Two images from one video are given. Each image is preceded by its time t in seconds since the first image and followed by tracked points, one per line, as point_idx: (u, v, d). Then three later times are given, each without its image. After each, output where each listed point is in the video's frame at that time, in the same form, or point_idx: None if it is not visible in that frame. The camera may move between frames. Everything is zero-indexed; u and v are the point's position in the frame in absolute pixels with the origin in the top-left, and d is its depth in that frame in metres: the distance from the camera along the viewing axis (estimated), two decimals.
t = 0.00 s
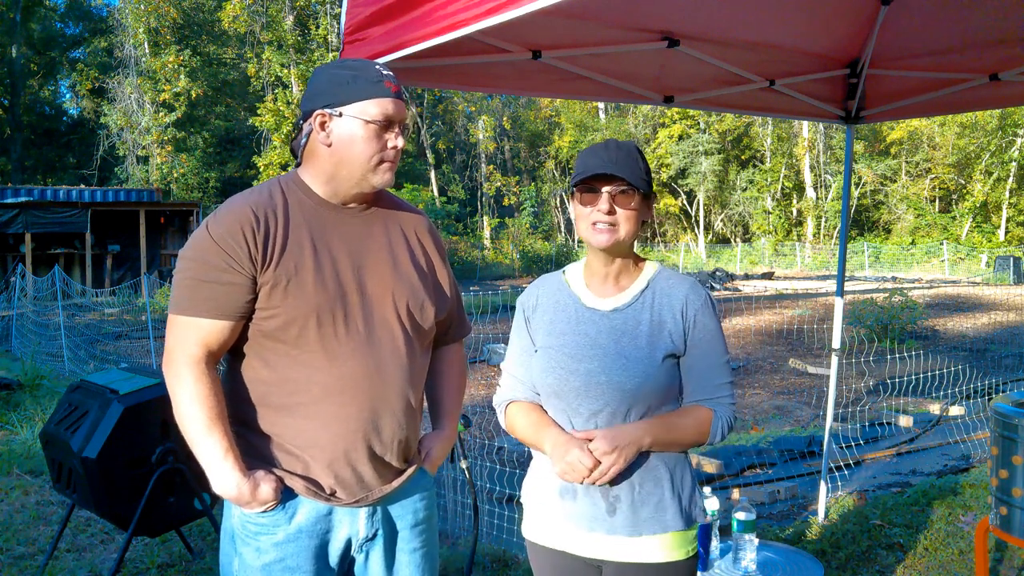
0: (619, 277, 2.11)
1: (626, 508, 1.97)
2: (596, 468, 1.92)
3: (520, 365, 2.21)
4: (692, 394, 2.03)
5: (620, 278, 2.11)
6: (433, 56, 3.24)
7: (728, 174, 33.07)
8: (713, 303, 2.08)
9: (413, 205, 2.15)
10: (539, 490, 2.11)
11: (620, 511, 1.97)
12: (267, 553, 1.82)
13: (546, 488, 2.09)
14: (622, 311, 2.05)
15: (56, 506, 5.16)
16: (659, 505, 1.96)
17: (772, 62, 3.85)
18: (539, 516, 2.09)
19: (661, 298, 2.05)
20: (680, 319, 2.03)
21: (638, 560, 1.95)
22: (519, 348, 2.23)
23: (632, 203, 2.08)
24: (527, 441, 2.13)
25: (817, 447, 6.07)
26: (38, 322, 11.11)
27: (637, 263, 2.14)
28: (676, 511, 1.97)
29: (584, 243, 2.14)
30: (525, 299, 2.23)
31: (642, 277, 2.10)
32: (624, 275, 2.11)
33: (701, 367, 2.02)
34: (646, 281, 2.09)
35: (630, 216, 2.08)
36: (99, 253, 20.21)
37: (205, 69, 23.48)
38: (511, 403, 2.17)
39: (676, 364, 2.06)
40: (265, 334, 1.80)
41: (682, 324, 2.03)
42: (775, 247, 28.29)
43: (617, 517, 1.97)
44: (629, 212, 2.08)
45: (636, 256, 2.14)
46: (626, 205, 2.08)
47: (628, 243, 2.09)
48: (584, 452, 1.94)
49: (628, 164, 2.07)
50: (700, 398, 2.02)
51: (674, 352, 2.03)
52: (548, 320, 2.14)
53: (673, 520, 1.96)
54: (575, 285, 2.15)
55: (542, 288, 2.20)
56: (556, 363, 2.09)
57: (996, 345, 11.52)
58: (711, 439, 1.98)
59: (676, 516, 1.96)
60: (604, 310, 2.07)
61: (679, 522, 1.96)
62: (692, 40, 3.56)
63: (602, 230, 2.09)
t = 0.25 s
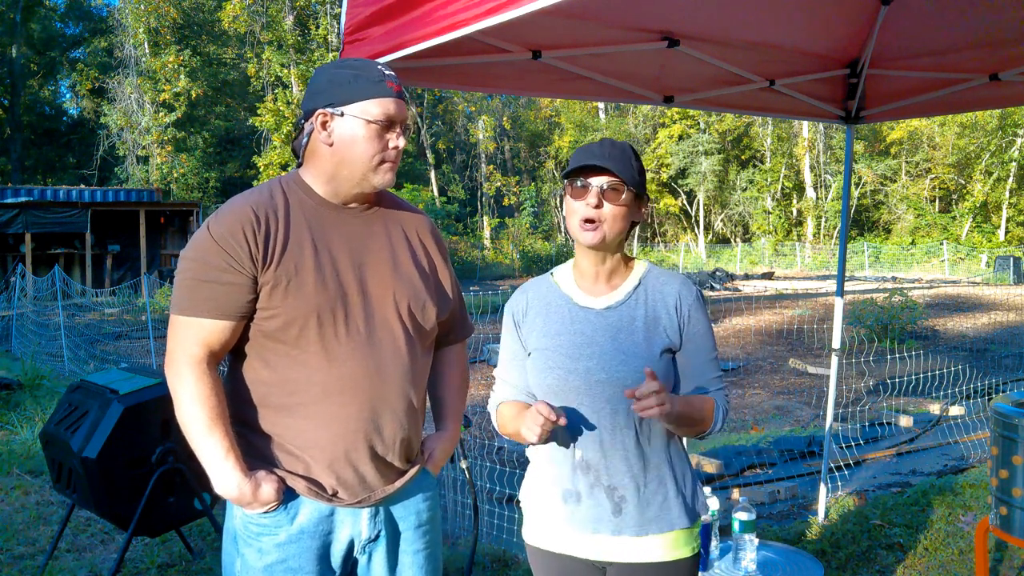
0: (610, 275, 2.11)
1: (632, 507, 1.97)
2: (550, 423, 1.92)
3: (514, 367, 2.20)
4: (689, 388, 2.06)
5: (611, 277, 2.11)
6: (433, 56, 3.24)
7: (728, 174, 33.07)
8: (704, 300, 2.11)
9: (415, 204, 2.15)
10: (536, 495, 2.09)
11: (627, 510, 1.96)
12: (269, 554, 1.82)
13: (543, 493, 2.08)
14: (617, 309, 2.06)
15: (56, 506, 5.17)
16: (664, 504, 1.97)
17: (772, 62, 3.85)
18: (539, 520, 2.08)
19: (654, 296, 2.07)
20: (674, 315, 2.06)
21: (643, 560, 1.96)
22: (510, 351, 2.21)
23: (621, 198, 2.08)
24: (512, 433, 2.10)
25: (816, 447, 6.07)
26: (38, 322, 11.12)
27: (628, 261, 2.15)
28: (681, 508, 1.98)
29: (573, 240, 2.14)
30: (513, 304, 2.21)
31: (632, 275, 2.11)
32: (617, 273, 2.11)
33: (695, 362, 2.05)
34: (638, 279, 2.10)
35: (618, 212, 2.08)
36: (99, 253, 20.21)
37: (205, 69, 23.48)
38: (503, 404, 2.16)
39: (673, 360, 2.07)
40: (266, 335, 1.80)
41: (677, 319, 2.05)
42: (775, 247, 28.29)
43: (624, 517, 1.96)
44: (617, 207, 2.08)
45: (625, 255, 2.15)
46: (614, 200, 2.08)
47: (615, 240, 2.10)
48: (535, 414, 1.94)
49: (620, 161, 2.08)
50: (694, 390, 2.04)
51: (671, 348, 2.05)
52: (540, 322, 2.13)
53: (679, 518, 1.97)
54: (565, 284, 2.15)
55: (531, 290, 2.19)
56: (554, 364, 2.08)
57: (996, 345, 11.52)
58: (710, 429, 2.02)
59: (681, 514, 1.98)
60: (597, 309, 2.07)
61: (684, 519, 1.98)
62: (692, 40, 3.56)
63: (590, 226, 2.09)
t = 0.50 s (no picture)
0: (605, 275, 2.12)
1: (635, 505, 1.97)
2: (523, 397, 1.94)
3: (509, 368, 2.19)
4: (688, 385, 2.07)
5: (606, 277, 2.12)
6: (433, 56, 3.24)
7: (728, 174, 33.06)
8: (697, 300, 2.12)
9: (419, 205, 2.15)
10: (534, 497, 2.08)
11: (629, 507, 1.97)
12: (274, 553, 1.82)
13: (541, 493, 2.06)
14: (613, 308, 2.06)
15: (56, 506, 5.17)
16: (667, 502, 1.98)
17: (773, 62, 3.85)
18: (538, 520, 2.07)
19: (649, 294, 2.08)
20: (669, 312, 2.07)
21: (646, 558, 1.96)
22: (506, 352, 2.21)
23: (612, 201, 2.08)
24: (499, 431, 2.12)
25: (817, 447, 6.06)
26: (38, 322, 11.12)
27: (621, 262, 2.16)
28: (682, 504, 2.00)
29: (564, 240, 2.14)
30: (507, 305, 2.20)
31: (627, 275, 2.12)
32: (609, 273, 2.12)
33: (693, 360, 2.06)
34: (631, 279, 2.11)
35: (610, 214, 2.09)
36: (99, 253, 20.21)
37: (205, 69, 23.47)
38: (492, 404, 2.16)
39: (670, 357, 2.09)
40: (271, 335, 1.80)
41: (673, 317, 2.07)
42: (775, 247, 28.29)
43: (626, 516, 1.97)
44: (609, 210, 2.08)
45: (618, 255, 2.15)
46: (606, 202, 2.08)
47: (607, 241, 2.10)
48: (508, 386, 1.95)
49: (613, 164, 2.08)
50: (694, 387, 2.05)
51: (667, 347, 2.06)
52: (535, 323, 2.12)
53: (682, 515, 1.98)
54: (559, 285, 2.15)
55: (525, 291, 2.18)
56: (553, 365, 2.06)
57: (996, 345, 11.52)
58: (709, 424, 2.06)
59: (683, 510, 1.99)
60: (593, 309, 2.07)
61: (686, 516, 1.99)
62: (692, 40, 3.56)
63: (581, 228, 2.10)
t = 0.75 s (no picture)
0: (605, 276, 2.13)
1: (634, 507, 1.97)
2: (542, 456, 1.96)
3: (512, 367, 2.18)
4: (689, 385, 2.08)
5: (605, 278, 2.12)
6: (434, 56, 3.24)
7: (728, 174, 33.06)
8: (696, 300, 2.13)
9: (426, 204, 2.15)
10: (532, 500, 2.08)
11: (628, 509, 1.97)
12: (281, 552, 1.82)
13: (539, 498, 2.06)
14: (614, 309, 2.07)
15: (56, 506, 5.17)
16: (667, 503, 1.98)
17: (773, 62, 3.85)
18: (537, 522, 2.06)
19: (649, 295, 2.09)
20: (670, 312, 2.07)
21: (646, 559, 1.96)
22: (509, 352, 2.20)
23: (610, 202, 2.08)
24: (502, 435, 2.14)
25: (816, 447, 6.06)
26: (38, 322, 11.12)
27: (620, 262, 2.16)
28: (681, 506, 2.00)
29: (563, 241, 2.14)
30: (506, 306, 2.20)
31: (626, 277, 2.13)
32: (609, 274, 2.13)
33: (694, 362, 2.07)
34: (632, 280, 2.11)
35: (608, 216, 2.09)
36: (99, 253, 20.21)
37: (205, 69, 23.46)
38: (496, 405, 2.17)
39: (672, 358, 2.09)
40: (278, 336, 1.80)
41: (674, 319, 2.07)
42: (775, 247, 28.30)
43: (626, 518, 1.96)
44: (607, 211, 2.08)
45: (617, 256, 2.16)
46: (604, 204, 2.08)
47: (605, 243, 2.11)
48: (529, 440, 1.98)
49: (610, 164, 2.09)
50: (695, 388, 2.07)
51: (668, 347, 2.06)
52: (536, 324, 2.13)
53: (680, 515, 1.98)
54: (559, 285, 2.15)
55: (524, 294, 2.18)
56: (557, 364, 2.06)
57: (996, 345, 11.51)
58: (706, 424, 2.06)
59: (682, 511, 1.99)
60: (595, 309, 2.08)
61: (684, 517, 1.99)
62: (692, 40, 3.56)
63: (579, 229, 2.09)
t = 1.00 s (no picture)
0: (603, 277, 2.13)
1: (633, 507, 1.97)
2: (548, 447, 1.94)
3: (511, 367, 2.19)
4: (689, 385, 2.08)
5: (603, 279, 2.12)
6: (433, 56, 3.24)
7: (728, 174, 33.06)
8: (695, 300, 2.13)
9: (428, 204, 2.15)
10: (533, 500, 2.08)
11: (627, 510, 1.97)
12: (284, 552, 1.82)
13: (539, 499, 2.06)
14: (613, 310, 2.07)
15: (56, 506, 5.17)
16: (667, 503, 1.98)
17: (773, 62, 3.85)
18: (536, 523, 2.07)
19: (648, 296, 2.09)
20: (667, 314, 2.08)
21: (644, 558, 1.96)
22: (508, 352, 2.21)
23: (610, 202, 2.08)
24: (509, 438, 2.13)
25: (816, 447, 6.06)
26: (38, 322, 11.13)
27: (619, 263, 2.16)
28: (680, 506, 1.99)
29: (562, 241, 2.14)
30: (506, 307, 2.20)
31: (626, 277, 2.13)
32: (608, 275, 2.12)
33: (691, 362, 2.07)
34: (630, 280, 2.12)
35: (607, 215, 2.08)
36: (99, 253, 20.22)
37: (205, 69, 23.45)
38: (500, 405, 2.17)
39: (672, 358, 2.09)
40: (282, 336, 1.80)
41: (673, 320, 2.07)
42: (775, 247, 28.30)
43: (625, 518, 1.96)
44: (606, 210, 2.08)
45: (614, 256, 2.15)
46: (603, 203, 2.08)
47: (604, 243, 2.10)
48: (534, 432, 1.96)
49: (612, 165, 2.08)
50: (692, 390, 2.07)
51: (667, 347, 2.06)
52: (535, 326, 2.12)
53: (679, 515, 1.98)
54: (557, 287, 2.15)
55: (522, 296, 2.18)
56: (556, 365, 2.06)
57: (996, 345, 11.51)
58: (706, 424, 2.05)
59: (681, 510, 1.99)
60: (593, 311, 2.08)
61: (683, 516, 1.99)
62: (692, 40, 3.56)
63: (579, 230, 2.09)
